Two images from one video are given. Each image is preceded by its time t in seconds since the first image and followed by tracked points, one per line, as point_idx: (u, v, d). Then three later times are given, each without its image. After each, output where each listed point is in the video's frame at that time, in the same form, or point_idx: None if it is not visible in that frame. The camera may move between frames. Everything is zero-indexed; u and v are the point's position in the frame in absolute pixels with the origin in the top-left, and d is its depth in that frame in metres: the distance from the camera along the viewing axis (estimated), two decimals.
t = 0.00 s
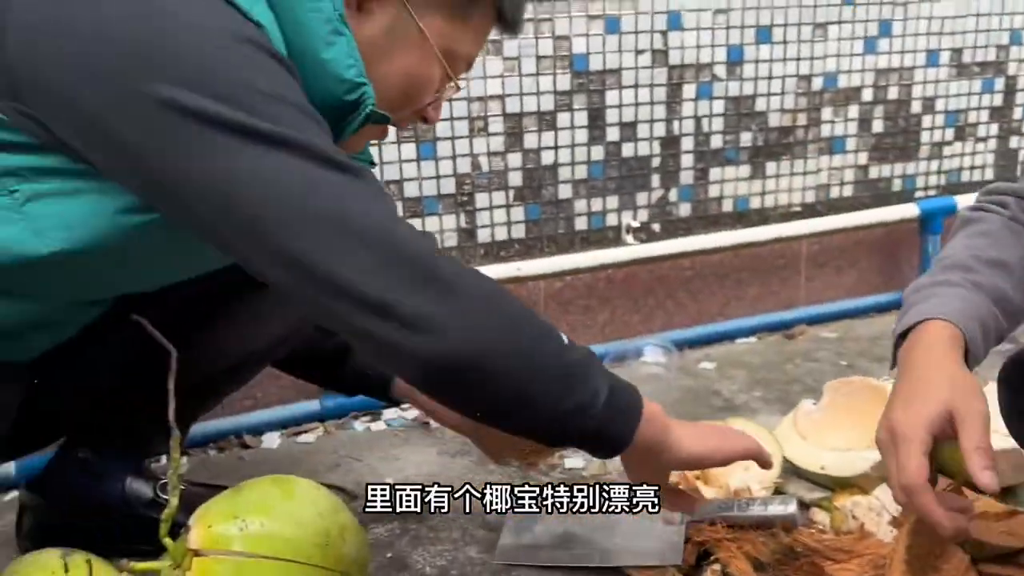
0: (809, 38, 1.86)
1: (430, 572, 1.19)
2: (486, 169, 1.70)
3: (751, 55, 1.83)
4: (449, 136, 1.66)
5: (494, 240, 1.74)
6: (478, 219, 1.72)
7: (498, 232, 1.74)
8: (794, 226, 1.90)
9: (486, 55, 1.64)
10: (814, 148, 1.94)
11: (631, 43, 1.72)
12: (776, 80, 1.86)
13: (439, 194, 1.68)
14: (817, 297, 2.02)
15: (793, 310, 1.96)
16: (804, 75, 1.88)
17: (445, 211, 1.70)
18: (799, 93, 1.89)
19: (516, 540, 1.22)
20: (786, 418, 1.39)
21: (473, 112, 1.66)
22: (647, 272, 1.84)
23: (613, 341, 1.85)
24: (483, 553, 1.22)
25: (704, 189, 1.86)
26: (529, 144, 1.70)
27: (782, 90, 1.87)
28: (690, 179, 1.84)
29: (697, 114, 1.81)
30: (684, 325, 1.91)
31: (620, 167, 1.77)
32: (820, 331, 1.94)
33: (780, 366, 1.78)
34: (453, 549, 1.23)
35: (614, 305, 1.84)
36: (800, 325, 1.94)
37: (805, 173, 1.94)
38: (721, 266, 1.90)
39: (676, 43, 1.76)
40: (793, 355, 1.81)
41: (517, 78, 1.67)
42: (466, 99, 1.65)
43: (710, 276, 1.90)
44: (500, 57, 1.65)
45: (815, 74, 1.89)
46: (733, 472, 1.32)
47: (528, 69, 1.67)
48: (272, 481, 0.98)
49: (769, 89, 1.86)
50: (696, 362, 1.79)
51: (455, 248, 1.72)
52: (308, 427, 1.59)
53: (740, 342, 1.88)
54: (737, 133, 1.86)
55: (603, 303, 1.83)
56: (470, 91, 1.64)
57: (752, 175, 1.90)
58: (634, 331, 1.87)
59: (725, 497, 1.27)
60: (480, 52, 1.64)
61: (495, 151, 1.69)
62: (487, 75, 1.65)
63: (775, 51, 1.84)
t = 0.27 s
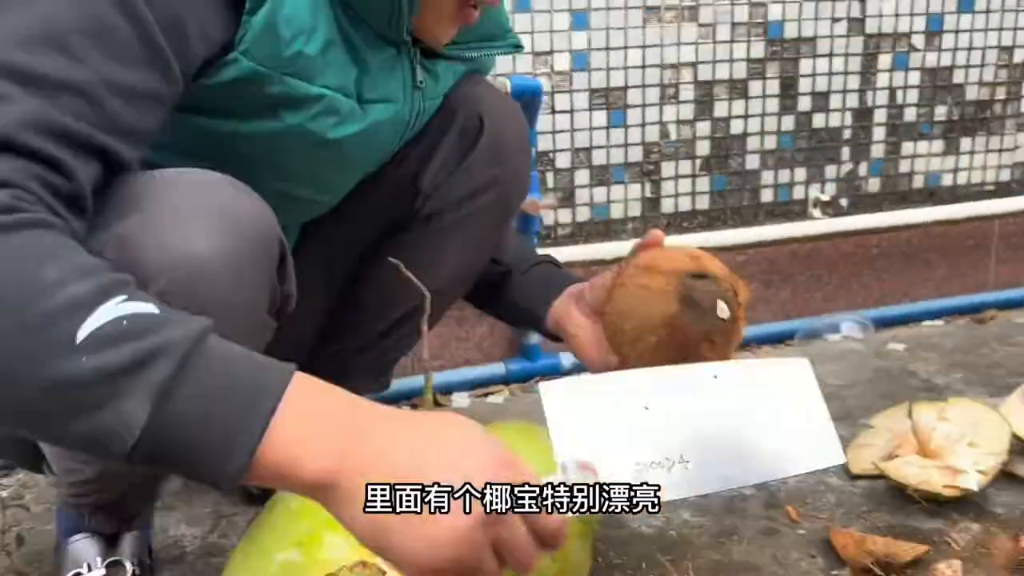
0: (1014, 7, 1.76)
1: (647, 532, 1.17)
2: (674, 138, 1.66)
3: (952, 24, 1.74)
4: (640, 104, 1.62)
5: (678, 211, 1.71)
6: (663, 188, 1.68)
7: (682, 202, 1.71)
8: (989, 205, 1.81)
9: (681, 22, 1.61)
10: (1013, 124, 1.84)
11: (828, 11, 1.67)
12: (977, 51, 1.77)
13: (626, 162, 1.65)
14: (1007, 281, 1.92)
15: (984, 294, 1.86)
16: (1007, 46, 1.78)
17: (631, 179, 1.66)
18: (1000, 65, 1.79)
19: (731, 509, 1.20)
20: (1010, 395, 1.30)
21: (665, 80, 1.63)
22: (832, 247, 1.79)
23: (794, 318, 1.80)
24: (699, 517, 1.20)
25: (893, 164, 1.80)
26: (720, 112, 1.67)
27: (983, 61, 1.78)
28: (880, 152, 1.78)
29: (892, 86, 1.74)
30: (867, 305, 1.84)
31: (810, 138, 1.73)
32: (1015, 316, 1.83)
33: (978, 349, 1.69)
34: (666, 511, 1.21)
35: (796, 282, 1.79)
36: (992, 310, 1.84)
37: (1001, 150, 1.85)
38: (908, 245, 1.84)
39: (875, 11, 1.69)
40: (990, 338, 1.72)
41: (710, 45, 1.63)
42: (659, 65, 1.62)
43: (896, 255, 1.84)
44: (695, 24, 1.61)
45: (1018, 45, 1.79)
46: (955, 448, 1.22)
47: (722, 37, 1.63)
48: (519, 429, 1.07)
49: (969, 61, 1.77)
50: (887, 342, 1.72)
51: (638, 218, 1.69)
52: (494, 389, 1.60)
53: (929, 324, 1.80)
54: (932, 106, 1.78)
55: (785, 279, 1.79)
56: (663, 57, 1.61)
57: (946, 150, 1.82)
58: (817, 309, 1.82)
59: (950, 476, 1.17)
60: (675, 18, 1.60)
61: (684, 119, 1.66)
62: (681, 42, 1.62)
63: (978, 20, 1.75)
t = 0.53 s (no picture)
0: None
1: (693, 526, 1.20)
2: (710, 143, 1.70)
3: (982, 32, 1.77)
4: (677, 109, 1.66)
5: (712, 214, 1.74)
6: (699, 192, 1.72)
7: (717, 206, 1.74)
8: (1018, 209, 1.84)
9: (718, 29, 1.64)
10: None
11: (861, 19, 1.71)
12: (1006, 59, 1.80)
13: (662, 166, 1.69)
14: None
15: (1011, 297, 1.89)
16: None
17: (668, 183, 1.70)
18: None
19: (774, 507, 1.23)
20: None
21: (701, 86, 1.66)
22: (863, 251, 1.82)
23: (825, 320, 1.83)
24: (742, 511, 1.23)
25: (924, 169, 1.83)
26: (754, 118, 1.70)
27: (1012, 69, 1.81)
28: (911, 158, 1.81)
29: (923, 92, 1.77)
30: (897, 308, 1.87)
31: (842, 144, 1.76)
32: None
33: (1007, 351, 1.71)
34: (711, 506, 1.25)
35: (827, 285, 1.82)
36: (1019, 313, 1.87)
37: None
38: (937, 249, 1.87)
39: (907, 19, 1.73)
40: (1019, 341, 1.74)
41: (746, 52, 1.67)
42: (696, 72, 1.65)
43: (926, 259, 1.86)
44: (732, 31, 1.65)
45: None
46: (994, 446, 1.25)
47: (758, 44, 1.67)
48: (572, 423, 1.05)
49: (999, 68, 1.80)
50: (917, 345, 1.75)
51: (674, 220, 1.73)
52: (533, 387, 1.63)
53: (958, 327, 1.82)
54: (962, 113, 1.81)
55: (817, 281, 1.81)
56: (700, 64, 1.65)
57: (975, 156, 1.85)
58: (847, 311, 1.85)
59: (990, 473, 1.20)
60: (712, 26, 1.64)
61: (720, 125, 1.69)
62: (717, 49, 1.65)
63: (1007, 28, 1.78)
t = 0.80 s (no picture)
0: None
1: (675, 521, 1.22)
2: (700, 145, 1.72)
3: (971, 37, 1.79)
4: (667, 112, 1.68)
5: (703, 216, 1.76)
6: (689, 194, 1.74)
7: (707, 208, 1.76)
8: (1006, 212, 1.86)
9: (708, 33, 1.67)
10: None
11: (851, 23, 1.72)
12: (994, 63, 1.82)
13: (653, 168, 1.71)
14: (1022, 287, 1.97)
15: (1000, 298, 1.90)
16: None
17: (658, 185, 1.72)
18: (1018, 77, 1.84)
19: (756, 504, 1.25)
20: None
21: (691, 89, 1.68)
22: (852, 252, 1.85)
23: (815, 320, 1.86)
24: (725, 507, 1.25)
25: (913, 172, 1.85)
26: (744, 121, 1.73)
27: (1000, 73, 1.83)
28: (900, 161, 1.83)
29: (912, 96, 1.79)
30: (886, 309, 1.89)
31: (831, 147, 1.78)
32: None
33: (995, 352, 1.73)
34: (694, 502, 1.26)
35: (817, 285, 1.85)
36: (1008, 314, 1.89)
37: (1017, 159, 1.90)
38: (926, 250, 1.89)
39: (896, 24, 1.75)
40: (1006, 342, 1.76)
41: (736, 56, 1.69)
42: (686, 76, 1.67)
43: (914, 261, 1.89)
44: (722, 35, 1.67)
45: None
46: (973, 443, 1.27)
47: (747, 48, 1.69)
48: (557, 417, 1.07)
49: (987, 72, 1.82)
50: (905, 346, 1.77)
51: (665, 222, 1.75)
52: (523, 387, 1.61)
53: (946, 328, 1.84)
54: (951, 116, 1.83)
55: (806, 283, 1.84)
56: (690, 67, 1.67)
57: (964, 159, 1.87)
58: (836, 313, 1.88)
59: (967, 469, 1.22)
60: (702, 30, 1.66)
61: (710, 127, 1.72)
62: (707, 53, 1.67)
63: (995, 33, 1.80)
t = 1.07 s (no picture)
0: (1007, 28, 1.84)
1: (640, 516, 1.25)
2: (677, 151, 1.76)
3: (946, 44, 1.82)
4: (645, 119, 1.72)
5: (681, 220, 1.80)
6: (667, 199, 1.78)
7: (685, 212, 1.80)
8: (983, 216, 1.88)
9: (684, 42, 1.70)
10: (1007, 140, 1.91)
11: (826, 32, 1.76)
12: (970, 70, 1.85)
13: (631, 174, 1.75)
14: (1002, 290, 1.99)
15: (979, 302, 1.93)
16: (1000, 64, 1.86)
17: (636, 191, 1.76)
18: (994, 83, 1.87)
19: (718, 502, 1.28)
20: (988, 396, 1.38)
21: (668, 97, 1.72)
22: (831, 256, 1.88)
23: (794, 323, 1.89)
24: (689, 504, 1.28)
25: (890, 177, 1.88)
26: (721, 127, 1.76)
27: (976, 80, 1.86)
28: (877, 166, 1.86)
29: (888, 103, 1.83)
30: (865, 312, 1.92)
31: (808, 153, 1.82)
32: (1008, 324, 1.89)
33: (970, 355, 1.75)
34: (659, 499, 1.30)
35: (795, 288, 1.88)
36: (986, 318, 1.91)
37: (995, 164, 1.92)
38: (904, 254, 1.92)
39: (871, 32, 1.78)
40: (981, 345, 1.78)
41: (712, 64, 1.72)
42: (663, 84, 1.71)
43: (893, 265, 1.92)
44: (698, 44, 1.71)
45: (1011, 64, 1.86)
46: (934, 443, 1.30)
47: (724, 56, 1.72)
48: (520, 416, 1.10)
49: (963, 79, 1.85)
50: (880, 348, 1.79)
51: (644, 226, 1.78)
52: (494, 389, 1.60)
53: (925, 330, 1.87)
54: (927, 122, 1.86)
55: (785, 286, 1.88)
56: (667, 75, 1.71)
57: (941, 164, 1.90)
58: (815, 315, 1.91)
59: (925, 468, 1.25)
60: (679, 39, 1.70)
61: (687, 134, 1.75)
62: (684, 61, 1.71)
63: (971, 40, 1.83)
